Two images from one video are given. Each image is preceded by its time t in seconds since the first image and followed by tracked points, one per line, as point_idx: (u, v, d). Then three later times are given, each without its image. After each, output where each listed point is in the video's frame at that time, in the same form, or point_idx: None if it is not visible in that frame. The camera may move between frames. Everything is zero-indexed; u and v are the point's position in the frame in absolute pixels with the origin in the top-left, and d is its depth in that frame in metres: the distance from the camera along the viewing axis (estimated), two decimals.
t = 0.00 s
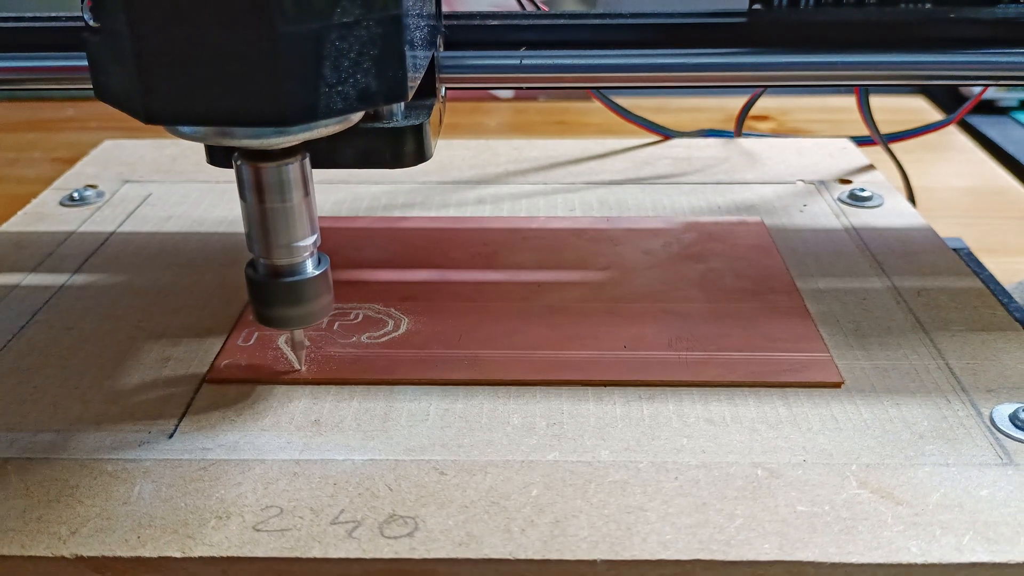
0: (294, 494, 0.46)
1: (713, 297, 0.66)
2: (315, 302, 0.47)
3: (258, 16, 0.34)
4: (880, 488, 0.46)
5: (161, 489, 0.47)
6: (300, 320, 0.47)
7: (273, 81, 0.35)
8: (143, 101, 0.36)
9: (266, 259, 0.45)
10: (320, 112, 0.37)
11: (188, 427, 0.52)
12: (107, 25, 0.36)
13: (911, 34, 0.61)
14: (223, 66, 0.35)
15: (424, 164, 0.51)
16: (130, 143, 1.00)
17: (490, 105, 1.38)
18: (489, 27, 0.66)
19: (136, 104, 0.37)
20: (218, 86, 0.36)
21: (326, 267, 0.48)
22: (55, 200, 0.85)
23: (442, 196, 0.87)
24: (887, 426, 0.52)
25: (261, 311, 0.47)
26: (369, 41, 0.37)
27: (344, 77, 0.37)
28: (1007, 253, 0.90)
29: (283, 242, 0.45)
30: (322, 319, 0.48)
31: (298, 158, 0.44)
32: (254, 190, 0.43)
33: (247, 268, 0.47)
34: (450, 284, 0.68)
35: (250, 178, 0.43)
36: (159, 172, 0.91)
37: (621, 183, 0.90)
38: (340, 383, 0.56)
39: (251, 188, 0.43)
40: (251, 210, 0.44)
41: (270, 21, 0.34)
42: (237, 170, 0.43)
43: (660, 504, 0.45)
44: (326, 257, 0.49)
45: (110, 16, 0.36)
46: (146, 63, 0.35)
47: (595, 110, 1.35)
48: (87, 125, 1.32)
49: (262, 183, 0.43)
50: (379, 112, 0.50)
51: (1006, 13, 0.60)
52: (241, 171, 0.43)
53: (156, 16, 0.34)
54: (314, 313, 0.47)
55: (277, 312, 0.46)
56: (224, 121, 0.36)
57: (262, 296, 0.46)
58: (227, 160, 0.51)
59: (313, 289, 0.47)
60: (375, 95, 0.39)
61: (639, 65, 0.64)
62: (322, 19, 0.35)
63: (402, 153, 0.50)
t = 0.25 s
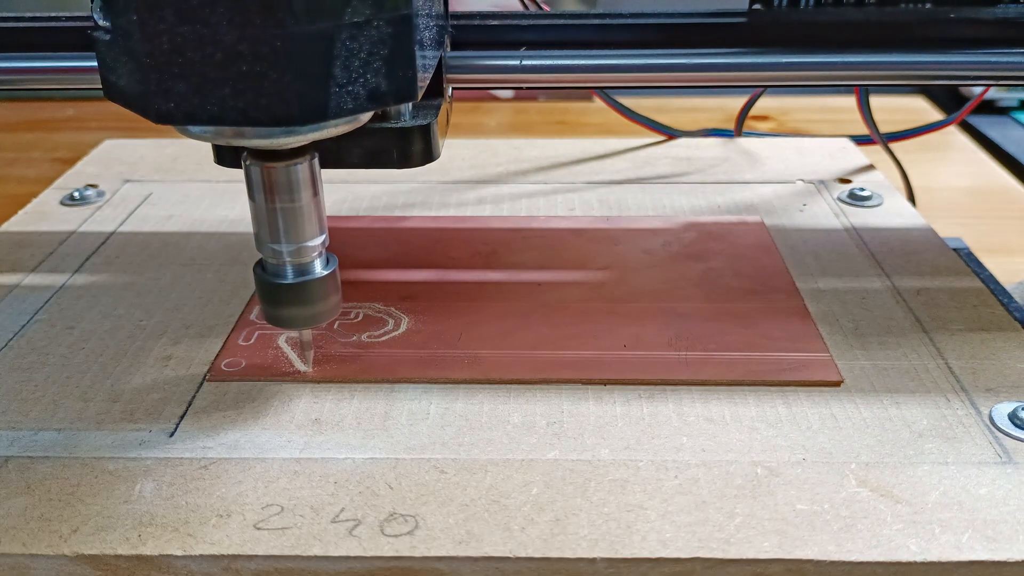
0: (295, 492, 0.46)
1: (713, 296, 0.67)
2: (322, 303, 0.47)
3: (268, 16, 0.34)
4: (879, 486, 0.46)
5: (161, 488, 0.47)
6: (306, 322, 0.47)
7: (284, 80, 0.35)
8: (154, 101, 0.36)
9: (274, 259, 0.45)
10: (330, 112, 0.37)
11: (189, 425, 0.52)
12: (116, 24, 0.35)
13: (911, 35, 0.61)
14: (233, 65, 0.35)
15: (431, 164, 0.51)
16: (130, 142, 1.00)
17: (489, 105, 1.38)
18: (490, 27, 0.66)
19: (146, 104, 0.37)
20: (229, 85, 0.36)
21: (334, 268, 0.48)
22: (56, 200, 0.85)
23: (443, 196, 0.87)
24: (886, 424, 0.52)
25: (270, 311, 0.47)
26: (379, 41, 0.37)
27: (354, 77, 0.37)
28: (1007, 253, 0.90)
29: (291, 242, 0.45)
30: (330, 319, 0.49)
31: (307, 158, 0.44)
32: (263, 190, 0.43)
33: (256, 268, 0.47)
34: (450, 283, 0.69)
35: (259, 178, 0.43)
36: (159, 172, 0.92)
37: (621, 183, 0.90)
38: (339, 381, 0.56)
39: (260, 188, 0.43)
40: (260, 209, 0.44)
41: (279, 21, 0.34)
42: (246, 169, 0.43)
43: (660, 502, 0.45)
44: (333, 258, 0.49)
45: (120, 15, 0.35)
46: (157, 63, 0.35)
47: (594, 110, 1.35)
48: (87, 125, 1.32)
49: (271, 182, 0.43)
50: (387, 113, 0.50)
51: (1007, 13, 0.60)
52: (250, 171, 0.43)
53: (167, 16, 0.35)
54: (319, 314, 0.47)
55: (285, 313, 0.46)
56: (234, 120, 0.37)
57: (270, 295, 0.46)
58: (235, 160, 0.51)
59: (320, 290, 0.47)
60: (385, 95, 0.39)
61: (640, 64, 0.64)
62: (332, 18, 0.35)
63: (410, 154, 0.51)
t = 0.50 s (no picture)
0: (295, 492, 0.46)
1: (713, 297, 0.67)
2: (331, 303, 0.47)
3: (280, 15, 0.34)
4: (878, 486, 0.46)
5: (161, 488, 0.47)
6: (316, 321, 0.47)
7: (296, 80, 0.35)
8: (166, 100, 0.37)
9: (284, 259, 0.45)
10: (342, 112, 0.37)
11: (189, 425, 0.52)
12: (128, 23, 0.36)
13: (911, 34, 0.61)
14: (245, 66, 0.35)
15: (439, 164, 0.51)
16: (130, 142, 1.00)
17: (489, 105, 1.38)
18: (490, 27, 0.65)
19: (158, 103, 0.37)
20: (241, 85, 0.36)
21: (344, 267, 0.48)
22: (56, 200, 0.85)
23: (443, 196, 0.87)
24: (886, 425, 0.52)
25: (279, 312, 0.47)
26: (391, 41, 0.37)
27: (365, 77, 0.37)
28: (1008, 253, 0.90)
29: (301, 242, 0.45)
30: (340, 319, 0.48)
31: (317, 158, 0.43)
32: (273, 190, 0.43)
33: (266, 268, 0.48)
34: (450, 283, 0.69)
35: (269, 178, 0.43)
36: (159, 172, 0.92)
37: (621, 183, 0.90)
38: (338, 381, 0.56)
39: (270, 188, 0.43)
40: (270, 210, 0.44)
41: (292, 21, 0.34)
42: (256, 170, 0.43)
43: (659, 502, 0.45)
44: (344, 257, 0.49)
45: (132, 14, 0.36)
46: (169, 63, 0.36)
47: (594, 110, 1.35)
48: (87, 125, 1.32)
49: (281, 183, 0.43)
50: (396, 112, 0.50)
51: (1007, 13, 0.60)
52: (260, 171, 0.43)
53: (180, 15, 0.35)
54: (330, 313, 0.47)
55: (294, 313, 0.46)
56: (245, 120, 0.36)
57: (280, 295, 0.46)
58: (243, 162, 0.51)
59: (330, 290, 0.47)
60: (397, 95, 0.38)
61: (639, 65, 0.64)
62: (344, 18, 0.35)
63: (418, 153, 0.50)
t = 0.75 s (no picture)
0: (296, 492, 0.46)
1: (713, 297, 0.67)
2: (341, 303, 0.47)
3: (293, 15, 0.34)
4: (878, 486, 0.46)
5: (161, 487, 0.47)
6: (325, 321, 0.47)
7: (309, 81, 0.35)
8: (177, 100, 0.37)
9: (294, 259, 0.45)
10: (354, 112, 0.37)
11: (189, 425, 0.52)
12: (139, 23, 0.36)
13: (911, 34, 0.61)
14: (256, 66, 0.35)
15: (447, 164, 0.52)
16: (130, 142, 1.00)
17: (489, 105, 1.38)
18: (490, 27, 0.65)
19: (169, 103, 0.37)
20: (253, 85, 0.36)
21: (353, 267, 0.48)
22: (56, 200, 0.85)
23: (444, 195, 0.87)
24: (886, 425, 0.52)
25: (288, 312, 0.47)
26: (402, 41, 0.37)
27: (377, 77, 0.37)
28: (1008, 253, 0.90)
29: (311, 242, 0.45)
30: (349, 319, 0.49)
31: (327, 158, 0.44)
32: (283, 190, 0.43)
33: (275, 268, 0.48)
34: (450, 283, 0.69)
35: (279, 178, 0.43)
36: (159, 172, 0.92)
37: (621, 182, 0.90)
38: (338, 381, 0.56)
39: (279, 188, 0.43)
40: (280, 209, 0.44)
41: (305, 21, 0.34)
42: (265, 170, 0.43)
43: (659, 502, 0.45)
44: (353, 258, 0.49)
45: (144, 14, 0.36)
46: (182, 62, 0.36)
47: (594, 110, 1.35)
48: (86, 125, 1.32)
49: (290, 182, 0.43)
50: (404, 113, 0.51)
51: (1006, 13, 0.60)
52: (270, 171, 0.43)
53: (193, 14, 0.35)
54: (341, 313, 0.47)
55: (304, 313, 0.46)
56: (257, 120, 0.36)
57: (289, 295, 0.46)
58: (252, 161, 0.53)
59: (340, 290, 0.47)
60: (408, 95, 0.38)
61: (637, 64, 0.64)
62: (356, 18, 0.35)
63: (426, 153, 0.52)
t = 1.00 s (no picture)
0: (296, 491, 0.46)
1: (712, 297, 0.67)
2: (350, 303, 0.47)
3: (306, 15, 0.34)
4: (878, 486, 0.46)
5: (161, 487, 0.47)
6: (336, 321, 0.47)
7: (321, 80, 0.35)
8: (189, 100, 0.37)
9: (303, 259, 0.45)
10: (365, 112, 0.37)
11: (189, 425, 0.52)
12: (152, 23, 0.36)
13: (911, 34, 0.61)
14: (268, 66, 0.35)
15: (456, 164, 0.51)
16: (129, 142, 1.00)
17: (488, 105, 1.38)
18: (491, 27, 0.65)
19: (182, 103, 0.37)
20: (265, 85, 0.36)
21: (363, 267, 0.48)
22: (55, 200, 0.85)
23: (444, 195, 0.87)
24: (887, 425, 0.52)
25: (298, 312, 0.47)
26: (414, 41, 0.37)
27: (388, 77, 0.37)
28: (1008, 253, 0.90)
29: (321, 242, 0.45)
30: (359, 319, 0.49)
31: (337, 158, 0.44)
32: (293, 190, 0.43)
33: (284, 268, 0.48)
34: (450, 283, 0.69)
35: (289, 178, 0.43)
36: (159, 172, 0.92)
37: (621, 182, 0.90)
38: (338, 381, 0.56)
39: (289, 188, 0.43)
40: (289, 209, 0.44)
41: (318, 21, 0.34)
42: (275, 170, 0.43)
43: (659, 502, 0.45)
44: (362, 258, 0.49)
45: (156, 14, 0.36)
46: (194, 62, 0.36)
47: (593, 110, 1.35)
48: (86, 125, 1.32)
49: (301, 183, 0.43)
50: (413, 112, 0.50)
51: (1006, 14, 0.60)
52: (280, 171, 0.43)
53: (205, 15, 0.35)
54: (351, 313, 0.48)
55: (314, 312, 0.47)
56: (269, 120, 0.36)
57: (300, 295, 0.46)
58: (261, 161, 0.52)
59: (349, 290, 0.47)
60: (419, 95, 0.39)
61: (638, 64, 0.64)
62: (368, 18, 0.35)
63: (435, 152, 0.51)
